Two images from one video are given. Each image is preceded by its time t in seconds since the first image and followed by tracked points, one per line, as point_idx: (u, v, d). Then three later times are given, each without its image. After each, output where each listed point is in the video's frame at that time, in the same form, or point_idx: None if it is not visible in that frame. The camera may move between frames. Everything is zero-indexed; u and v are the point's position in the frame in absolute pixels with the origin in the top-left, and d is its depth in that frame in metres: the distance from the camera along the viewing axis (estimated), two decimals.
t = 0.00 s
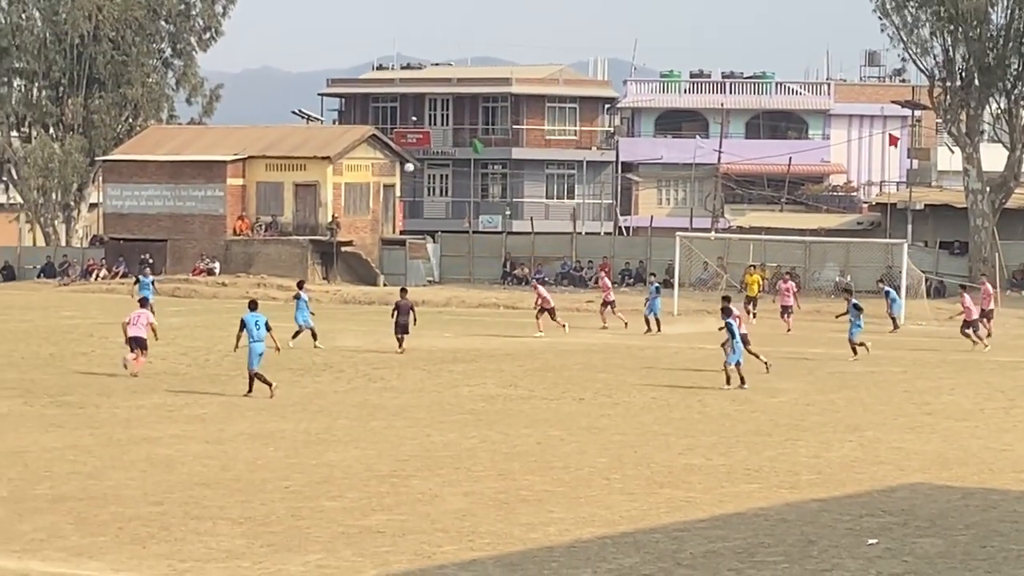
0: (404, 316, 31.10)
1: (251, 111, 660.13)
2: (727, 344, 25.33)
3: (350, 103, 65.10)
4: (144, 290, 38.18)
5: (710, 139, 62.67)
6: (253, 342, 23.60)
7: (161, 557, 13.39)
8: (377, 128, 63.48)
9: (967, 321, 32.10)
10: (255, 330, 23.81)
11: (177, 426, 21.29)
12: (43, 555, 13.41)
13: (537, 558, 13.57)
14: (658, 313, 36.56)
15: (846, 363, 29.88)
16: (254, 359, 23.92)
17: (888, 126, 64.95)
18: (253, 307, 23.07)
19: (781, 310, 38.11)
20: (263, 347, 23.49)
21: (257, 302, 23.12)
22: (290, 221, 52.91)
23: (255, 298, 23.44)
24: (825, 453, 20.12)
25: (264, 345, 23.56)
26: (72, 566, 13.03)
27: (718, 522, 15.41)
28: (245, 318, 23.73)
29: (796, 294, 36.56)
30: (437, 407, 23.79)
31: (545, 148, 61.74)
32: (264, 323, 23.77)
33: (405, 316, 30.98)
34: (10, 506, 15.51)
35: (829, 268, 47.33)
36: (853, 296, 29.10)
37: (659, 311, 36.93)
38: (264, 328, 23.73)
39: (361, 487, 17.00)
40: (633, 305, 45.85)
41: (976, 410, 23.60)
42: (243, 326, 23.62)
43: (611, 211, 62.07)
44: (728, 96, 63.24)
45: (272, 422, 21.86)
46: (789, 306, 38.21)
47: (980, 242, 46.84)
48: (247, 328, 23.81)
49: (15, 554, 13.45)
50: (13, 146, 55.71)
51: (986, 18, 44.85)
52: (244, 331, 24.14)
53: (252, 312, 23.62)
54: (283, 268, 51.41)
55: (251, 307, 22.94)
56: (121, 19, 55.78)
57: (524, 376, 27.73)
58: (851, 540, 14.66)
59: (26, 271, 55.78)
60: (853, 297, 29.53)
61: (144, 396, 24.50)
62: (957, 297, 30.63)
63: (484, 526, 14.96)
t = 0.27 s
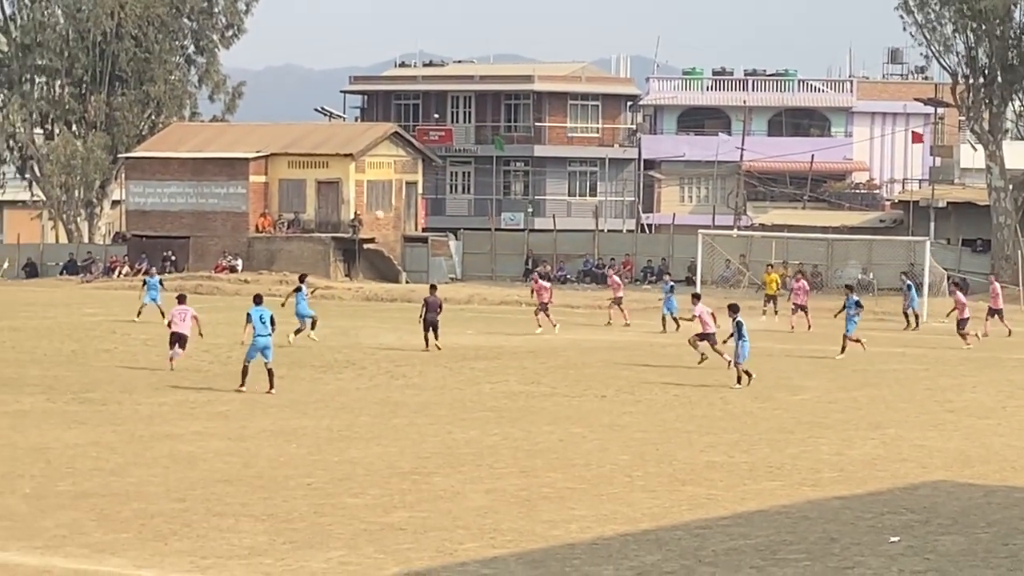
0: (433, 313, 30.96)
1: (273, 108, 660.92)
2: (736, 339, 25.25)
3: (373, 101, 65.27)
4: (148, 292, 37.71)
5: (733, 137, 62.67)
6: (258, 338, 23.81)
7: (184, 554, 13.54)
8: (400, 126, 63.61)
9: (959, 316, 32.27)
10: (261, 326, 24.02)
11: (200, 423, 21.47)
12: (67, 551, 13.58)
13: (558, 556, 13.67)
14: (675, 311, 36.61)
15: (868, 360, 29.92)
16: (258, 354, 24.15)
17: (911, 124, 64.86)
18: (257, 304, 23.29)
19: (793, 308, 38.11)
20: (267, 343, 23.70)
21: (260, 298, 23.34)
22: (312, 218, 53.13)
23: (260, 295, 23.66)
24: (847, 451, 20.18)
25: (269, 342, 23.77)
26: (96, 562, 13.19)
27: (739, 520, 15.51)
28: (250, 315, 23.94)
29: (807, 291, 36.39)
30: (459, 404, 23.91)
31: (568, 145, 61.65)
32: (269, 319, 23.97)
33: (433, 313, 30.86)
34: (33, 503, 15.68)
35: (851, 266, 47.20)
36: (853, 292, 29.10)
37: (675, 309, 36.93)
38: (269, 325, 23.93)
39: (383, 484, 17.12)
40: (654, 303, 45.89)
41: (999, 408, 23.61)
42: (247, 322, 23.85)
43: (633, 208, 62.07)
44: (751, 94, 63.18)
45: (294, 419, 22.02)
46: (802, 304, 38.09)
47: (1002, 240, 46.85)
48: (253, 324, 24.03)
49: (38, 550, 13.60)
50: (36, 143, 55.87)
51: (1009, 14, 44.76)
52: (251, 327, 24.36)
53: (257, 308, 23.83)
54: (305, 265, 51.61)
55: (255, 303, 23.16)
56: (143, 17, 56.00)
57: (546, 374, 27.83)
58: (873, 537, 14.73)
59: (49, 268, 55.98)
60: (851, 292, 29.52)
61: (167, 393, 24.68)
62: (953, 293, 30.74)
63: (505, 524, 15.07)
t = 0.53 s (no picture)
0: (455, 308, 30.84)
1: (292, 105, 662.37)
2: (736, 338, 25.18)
3: (391, 97, 65.35)
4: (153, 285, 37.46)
5: (751, 135, 62.35)
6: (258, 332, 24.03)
7: (202, 550, 13.62)
8: (418, 123, 63.70)
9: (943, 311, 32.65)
10: (263, 322, 24.26)
11: (218, 419, 21.59)
12: (86, 548, 13.68)
13: (576, 552, 13.73)
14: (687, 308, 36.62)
15: (886, 357, 29.96)
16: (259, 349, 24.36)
17: (929, 121, 64.88)
18: (259, 298, 23.54)
19: (802, 305, 38.02)
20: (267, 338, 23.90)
21: (263, 294, 23.58)
22: (330, 215, 53.21)
23: (263, 291, 23.91)
24: (865, 448, 20.21)
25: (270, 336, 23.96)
26: (115, 558, 13.29)
27: (757, 517, 15.55)
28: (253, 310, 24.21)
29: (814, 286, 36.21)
30: (477, 401, 23.98)
31: (587, 142, 61.76)
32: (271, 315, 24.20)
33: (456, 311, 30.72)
34: (53, 500, 15.80)
35: (869, 262, 47.34)
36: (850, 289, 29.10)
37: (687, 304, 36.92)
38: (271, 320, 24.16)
39: (401, 481, 17.20)
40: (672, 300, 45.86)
41: (1018, 405, 23.61)
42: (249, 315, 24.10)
43: (652, 206, 62.16)
44: (769, 91, 63.29)
45: (313, 416, 22.14)
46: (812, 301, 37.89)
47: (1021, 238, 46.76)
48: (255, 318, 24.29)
49: (58, 547, 13.71)
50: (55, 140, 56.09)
51: None
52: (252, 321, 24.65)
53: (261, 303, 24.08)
54: (324, 262, 51.74)
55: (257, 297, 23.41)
56: (161, 13, 56.09)
57: (564, 371, 27.89)
58: (891, 535, 14.75)
59: (68, 265, 56.18)
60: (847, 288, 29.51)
61: (185, 389, 24.82)
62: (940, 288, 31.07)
63: (523, 521, 15.13)
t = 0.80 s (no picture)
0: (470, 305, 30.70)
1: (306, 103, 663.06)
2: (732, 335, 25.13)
3: (404, 94, 65.36)
4: (153, 281, 37.44)
5: (765, 132, 62.27)
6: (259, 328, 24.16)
7: (216, 547, 13.69)
8: (431, 121, 63.74)
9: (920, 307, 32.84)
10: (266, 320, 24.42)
11: (231, 417, 21.66)
12: (100, 544, 13.75)
13: (589, 549, 13.76)
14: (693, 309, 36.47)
15: (900, 355, 29.93)
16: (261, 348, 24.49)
17: (942, 119, 64.65)
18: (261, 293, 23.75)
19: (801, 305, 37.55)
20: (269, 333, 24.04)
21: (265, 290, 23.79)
22: (343, 212, 53.26)
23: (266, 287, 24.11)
24: (878, 446, 20.21)
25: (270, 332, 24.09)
26: (129, 555, 13.36)
27: (769, 515, 15.57)
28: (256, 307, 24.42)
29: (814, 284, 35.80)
30: (489, 398, 24.01)
31: (600, 139, 62.01)
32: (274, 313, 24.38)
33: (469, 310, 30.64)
34: (67, 496, 15.89)
35: (883, 260, 47.31)
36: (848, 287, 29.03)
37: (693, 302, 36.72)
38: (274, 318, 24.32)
39: (413, 478, 17.24)
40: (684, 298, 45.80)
41: None
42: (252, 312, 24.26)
43: (664, 202, 62.41)
44: (781, 88, 63.13)
45: (326, 413, 22.20)
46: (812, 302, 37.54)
47: None
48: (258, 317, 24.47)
49: (72, 543, 13.79)
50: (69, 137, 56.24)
51: None
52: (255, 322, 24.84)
53: (264, 301, 24.29)
54: (336, 259, 51.80)
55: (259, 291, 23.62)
56: (174, 11, 56.31)
57: (576, 368, 27.91)
58: (904, 533, 14.76)
59: (82, 262, 56.29)
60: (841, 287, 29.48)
61: (199, 387, 24.90)
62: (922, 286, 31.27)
63: (536, 518, 15.17)
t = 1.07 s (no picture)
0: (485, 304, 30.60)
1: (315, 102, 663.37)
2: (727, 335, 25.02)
3: (412, 92, 65.33)
4: (153, 280, 37.66)
5: (772, 127, 62.50)
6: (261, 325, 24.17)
7: (224, 545, 13.72)
8: (440, 119, 63.75)
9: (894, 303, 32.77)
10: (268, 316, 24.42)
11: (240, 415, 21.70)
12: (108, 542, 13.79)
13: (597, 547, 13.78)
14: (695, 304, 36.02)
15: (909, 353, 29.89)
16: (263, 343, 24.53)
17: (950, 117, 64.41)
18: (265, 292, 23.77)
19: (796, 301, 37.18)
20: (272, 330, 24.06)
21: (268, 289, 23.77)
22: (351, 210, 53.33)
23: (270, 284, 24.08)
24: (886, 444, 20.20)
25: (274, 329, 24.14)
26: (137, 553, 13.39)
27: (777, 513, 15.58)
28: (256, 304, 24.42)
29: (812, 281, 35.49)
30: (497, 396, 24.03)
31: (608, 138, 61.93)
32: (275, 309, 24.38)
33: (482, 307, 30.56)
34: (75, 494, 15.93)
35: (891, 259, 47.07)
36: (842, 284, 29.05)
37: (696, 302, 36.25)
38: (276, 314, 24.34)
39: (421, 476, 17.26)
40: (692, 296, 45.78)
41: None
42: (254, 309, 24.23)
43: (672, 200, 62.08)
44: (788, 86, 63.21)
45: (334, 411, 22.23)
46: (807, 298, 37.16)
47: None
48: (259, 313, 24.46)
49: (80, 541, 13.84)
50: (76, 135, 56.31)
51: None
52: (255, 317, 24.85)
53: (266, 297, 24.27)
54: (344, 257, 51.85)
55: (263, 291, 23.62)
56: (182, 9, 56.35)
57: (584, 366, 27.91)
58: (912, 531, 14.76)
59: (90, 261, 56.58)
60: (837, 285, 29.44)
61: (208, 385, 24.96)
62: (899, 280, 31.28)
63: (544, 516, 15.18)
